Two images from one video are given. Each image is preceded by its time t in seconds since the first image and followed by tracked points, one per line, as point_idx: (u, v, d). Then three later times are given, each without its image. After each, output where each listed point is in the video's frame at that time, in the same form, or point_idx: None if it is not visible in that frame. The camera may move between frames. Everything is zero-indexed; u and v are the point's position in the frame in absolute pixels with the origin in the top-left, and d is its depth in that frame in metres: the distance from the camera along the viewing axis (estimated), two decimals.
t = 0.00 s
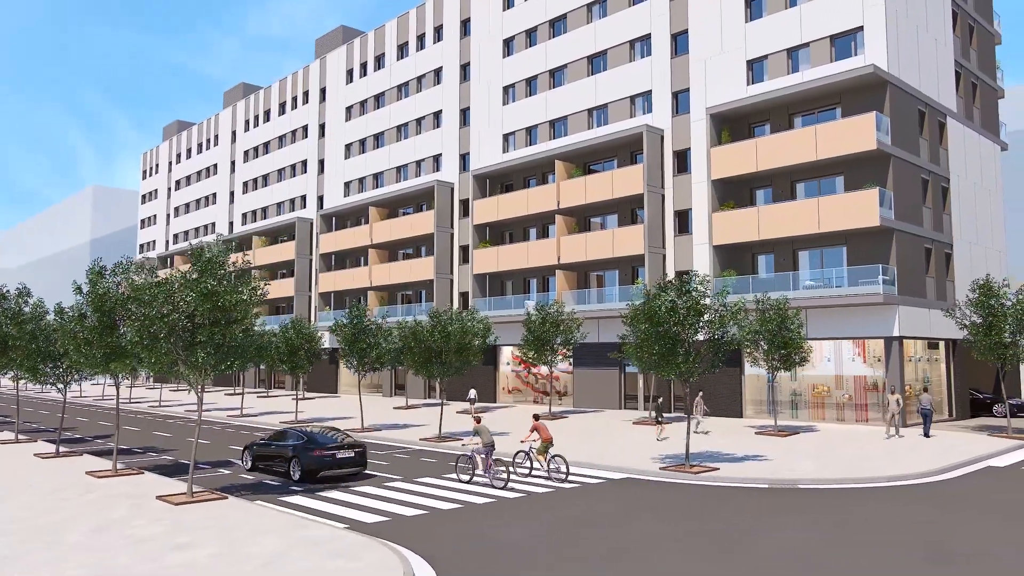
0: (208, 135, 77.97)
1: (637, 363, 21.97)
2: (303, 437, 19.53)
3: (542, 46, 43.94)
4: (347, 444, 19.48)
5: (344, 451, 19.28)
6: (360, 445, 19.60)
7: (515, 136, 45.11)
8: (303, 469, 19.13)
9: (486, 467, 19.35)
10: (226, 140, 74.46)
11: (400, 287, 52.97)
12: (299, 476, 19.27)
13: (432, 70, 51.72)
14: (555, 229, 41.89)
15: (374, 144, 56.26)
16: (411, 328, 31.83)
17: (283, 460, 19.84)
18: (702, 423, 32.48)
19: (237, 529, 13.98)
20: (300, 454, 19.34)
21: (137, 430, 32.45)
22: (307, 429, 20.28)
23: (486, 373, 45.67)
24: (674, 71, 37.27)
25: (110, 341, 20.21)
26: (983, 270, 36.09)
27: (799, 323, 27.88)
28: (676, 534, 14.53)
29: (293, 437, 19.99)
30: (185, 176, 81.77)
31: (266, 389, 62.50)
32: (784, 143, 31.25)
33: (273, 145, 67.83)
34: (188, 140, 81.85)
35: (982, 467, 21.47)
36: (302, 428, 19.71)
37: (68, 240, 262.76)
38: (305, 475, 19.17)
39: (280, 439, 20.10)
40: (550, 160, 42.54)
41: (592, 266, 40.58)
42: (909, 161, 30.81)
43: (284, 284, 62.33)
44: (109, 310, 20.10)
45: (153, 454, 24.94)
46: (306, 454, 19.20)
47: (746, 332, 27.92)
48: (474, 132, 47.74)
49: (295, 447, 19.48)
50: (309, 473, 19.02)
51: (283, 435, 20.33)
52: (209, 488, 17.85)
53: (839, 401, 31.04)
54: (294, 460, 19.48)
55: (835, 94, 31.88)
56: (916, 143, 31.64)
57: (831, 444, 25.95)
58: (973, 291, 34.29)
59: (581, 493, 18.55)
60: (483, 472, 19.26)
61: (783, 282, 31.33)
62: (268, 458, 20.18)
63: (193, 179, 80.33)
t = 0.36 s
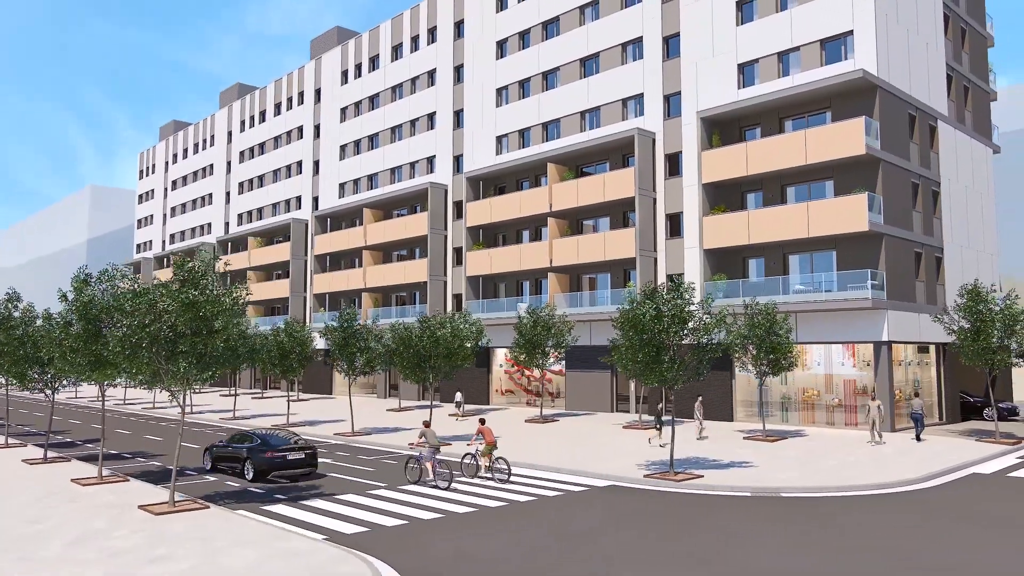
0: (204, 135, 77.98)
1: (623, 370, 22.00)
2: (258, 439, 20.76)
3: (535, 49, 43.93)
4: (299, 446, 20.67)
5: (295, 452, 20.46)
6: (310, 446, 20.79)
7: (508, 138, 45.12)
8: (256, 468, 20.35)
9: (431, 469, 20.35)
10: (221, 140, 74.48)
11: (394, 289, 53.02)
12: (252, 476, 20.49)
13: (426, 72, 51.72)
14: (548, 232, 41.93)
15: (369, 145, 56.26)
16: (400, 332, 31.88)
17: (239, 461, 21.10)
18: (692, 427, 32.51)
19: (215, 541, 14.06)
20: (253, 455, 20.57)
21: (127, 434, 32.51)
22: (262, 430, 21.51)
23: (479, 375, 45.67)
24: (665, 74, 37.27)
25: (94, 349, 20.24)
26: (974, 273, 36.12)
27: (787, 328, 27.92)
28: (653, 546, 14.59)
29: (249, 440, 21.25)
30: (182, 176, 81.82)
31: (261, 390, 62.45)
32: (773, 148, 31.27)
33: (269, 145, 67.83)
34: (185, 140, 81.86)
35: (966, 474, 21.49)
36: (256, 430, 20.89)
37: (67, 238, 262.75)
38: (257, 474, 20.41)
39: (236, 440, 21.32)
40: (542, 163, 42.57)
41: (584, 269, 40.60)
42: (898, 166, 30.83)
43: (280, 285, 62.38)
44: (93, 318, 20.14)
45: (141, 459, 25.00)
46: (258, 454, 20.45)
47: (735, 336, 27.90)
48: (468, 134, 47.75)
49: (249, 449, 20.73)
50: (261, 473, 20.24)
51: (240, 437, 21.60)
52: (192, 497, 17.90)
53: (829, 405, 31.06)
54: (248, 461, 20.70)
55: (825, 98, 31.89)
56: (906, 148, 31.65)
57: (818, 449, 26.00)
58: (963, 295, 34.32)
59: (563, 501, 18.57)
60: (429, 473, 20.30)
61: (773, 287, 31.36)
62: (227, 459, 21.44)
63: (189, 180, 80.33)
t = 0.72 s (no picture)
0: (200, 136, 77.96)
1: (608, 378, 22.06)
2: (214, 442, 22.19)
3: (528, 51, 43.90)
4: (253, 449, 22.12)
5: (249, 454, 21.92)
6: (263, 449, 22.27)
7: (501, 141, 45.11)
8: (212, 469, 21.77)
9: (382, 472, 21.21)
10: (217, 141, 74.48)
11: (388, 291, 53.04)
12: (208, 476, 21.92)
13: (420, 74, 51.69)
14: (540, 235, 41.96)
15: (363, 147, 56.23)
16: (389, 337, 31.96)
17: (196, 462, 22.53)
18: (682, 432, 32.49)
19: (192, 553, 14.12)
20: (209, 457, 22.00)
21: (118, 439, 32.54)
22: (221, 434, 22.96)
23: (472, 378, 45.67)
24: (657, 78, 37.26)
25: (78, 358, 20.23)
26: (965, 278, 36.13)
27: (776, 334, 28.01)
28: (630, 558, 14.65)
29: (207, 443, 22.68)
30: (178, 176, 81.81)
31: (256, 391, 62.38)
32: (763, 153, 31.26)
33: (264, 146, 67.83)
34: (181, 140, 81.85)
35: (951, 482, 21.55)
36: (215, 434, 22.32)
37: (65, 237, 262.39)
38: (213, 474, 21.83)
39: (195, 442, 22.75)
40: (534, 166, 42.58)
41: (577, 272, 40.58)
42: (888, 171, 30.83)
43: (275, 286, 62.40)
44: (78, 328, 20.13)
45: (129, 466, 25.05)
46: (214, 456, 21.88)
47: (722, 342, 28.12)
48: (461, 136, 47.75)
49: (206, 451, 22.16)
50: (216, 473, 21.67)
51: (199, 440, 23.02)
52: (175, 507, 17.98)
53: (819, 410, 31.08)
54: (205, 462, 22.12)
55: (815, 103, 31.88)
56: (896, 153, 31.66)
57: (807, 455, 26.02)
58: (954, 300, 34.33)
59: (547, 511, 18.63)
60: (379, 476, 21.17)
61: (763, 292, 31.35)
62: (185, 459, 22.85)
63: (186, 181, 80.31)
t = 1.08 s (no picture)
0: (196, 137, 77.98)
1: (593, 387, 22.10)
2: (174, 445, 23.80)
3: (521, 55, 43.88)
4: (211, 451, 23.75)
5: (207, 456, 23.55)
6: (221, 451, 23.91)
7: (494, 144, 45.10)
8: (171, 471, 23.38)
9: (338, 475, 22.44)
10: (213, 142, 74.50)
11: (382, 294, 53.08)
12: (168, 477, 23.52)
13: (414, 76, 51.68)
14: (532, 239, 41.99)
15: (358, 149, 56.21)
16: (378, 344, 32.05)
17: (157, 463, 24.09)
18: (672, 436, 32.51)
19: (169, 568, 14.18)
20: (170, 459, 23.59)
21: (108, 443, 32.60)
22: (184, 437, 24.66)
23: (465, 381, 45.64)
24: (649, 82, 37.24)
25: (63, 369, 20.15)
26: (956, 283, 36.13)
27: (764, 340, 28.14)
28: (606, 571, 14.70)
29: (168, 445, 24.25)
30: (174, 177, 81.83)
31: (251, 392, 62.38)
32: (753, 158, 31.28)
33: (260, 147, 67.84)
34: (177, 141, 81.87)
35: (936, 492, 21.58)
36: (177, 436, 23.99)
37: (64, 235, 262.47)
38: (173, 475, 23.43)
39: (159, 444, 24.32)
40: (527, 170, 42.60)
41: (569, 276, 40.57)
42: (877, 177, 30.83)
43: (270, 288, 62.46)
44: (62, 338, 20.05)
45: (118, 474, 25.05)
46: (174, 458, 23.48)
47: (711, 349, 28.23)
48: (455, 139, 47.76)
49: (167, 453, 23.76)
50: (176, 474, 23.27)
51: (160, 443, 24.58)
52: (158, 519, 18.07)
53: (808, 416, 31.13)
54: (165, 464, 23.71)
55: (805, 109, 31.88)
56: (886, 158, 31.65)
57: (794, 462, 26.04)
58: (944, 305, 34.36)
59: (529, 522, 18.67)
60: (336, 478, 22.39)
61: (753, 297, 31.34)
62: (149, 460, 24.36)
63: (182, 181, 80.35)
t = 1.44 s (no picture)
0: (192, 138, 78.01)
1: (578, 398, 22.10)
2: (138, 447, 25.24)
3: (513, 59, 43.87)
4: (173, 453, 25.16)
5: (169, 458, 24.96)
6: (183, 453, 25.34)
7: (487, 148, 45.09)
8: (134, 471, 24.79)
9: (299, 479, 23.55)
10: (209, 143, 74.53)
11: (377, 297, 53.09)
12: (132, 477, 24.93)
13: (408, 79, 51.67)
14: (525, 243, 42.01)
15: (352, 151, 56.21)
16: (369, 350, 32.08)
17: (122, 464, 25.51)
18: (662, 442, 32.52)
19: None
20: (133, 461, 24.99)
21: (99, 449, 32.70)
22: (147, 440, 26.10)
23: (459, 385, 45.61)
24: (640, 87, 37.23)
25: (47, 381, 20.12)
26: (948, 289, 36.12)
27: (752, 348, 28.25)
28: None
29: (132, 447, 25.69)
30: (171, 178, 81.88)
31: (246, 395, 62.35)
32: (742, 165, 31.29)
33: (255, 149, 67.86)
34: (174, 142, 81.91)
35: (921, 502, 21.59)
36: (140, 440, 25.41)
37: (63, 234, 262.41)
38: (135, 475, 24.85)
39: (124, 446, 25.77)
40: (519, 174, 42.62)
41: (561, 281, 40.57)
42: (867, 183, 30.82)
43: (265, 290, 62.51)
44: (46, 351, 20.01)
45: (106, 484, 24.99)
46: (137, 459, 24.91)
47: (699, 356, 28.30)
48: (448, 142, 47.75)
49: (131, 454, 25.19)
50: (138, 474, 24.69)
51: (125, 445, 26.01)
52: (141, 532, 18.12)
53: (798, 422, 31.14)
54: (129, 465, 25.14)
55: (796, 115, 31.86)
56: (876, 165, 31.65)
57: (781, 470, 26.07)
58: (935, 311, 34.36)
59: (512, 533, 18.71)
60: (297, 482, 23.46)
61: (743, 304, 31.34)
62: (115, 461, 25.82)
63: (178, 183, 80.40)
